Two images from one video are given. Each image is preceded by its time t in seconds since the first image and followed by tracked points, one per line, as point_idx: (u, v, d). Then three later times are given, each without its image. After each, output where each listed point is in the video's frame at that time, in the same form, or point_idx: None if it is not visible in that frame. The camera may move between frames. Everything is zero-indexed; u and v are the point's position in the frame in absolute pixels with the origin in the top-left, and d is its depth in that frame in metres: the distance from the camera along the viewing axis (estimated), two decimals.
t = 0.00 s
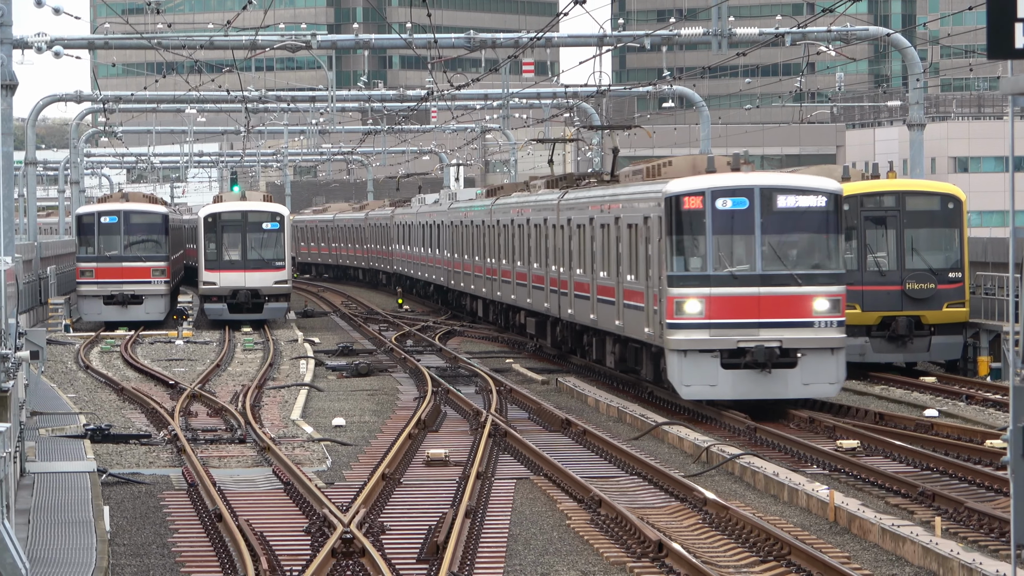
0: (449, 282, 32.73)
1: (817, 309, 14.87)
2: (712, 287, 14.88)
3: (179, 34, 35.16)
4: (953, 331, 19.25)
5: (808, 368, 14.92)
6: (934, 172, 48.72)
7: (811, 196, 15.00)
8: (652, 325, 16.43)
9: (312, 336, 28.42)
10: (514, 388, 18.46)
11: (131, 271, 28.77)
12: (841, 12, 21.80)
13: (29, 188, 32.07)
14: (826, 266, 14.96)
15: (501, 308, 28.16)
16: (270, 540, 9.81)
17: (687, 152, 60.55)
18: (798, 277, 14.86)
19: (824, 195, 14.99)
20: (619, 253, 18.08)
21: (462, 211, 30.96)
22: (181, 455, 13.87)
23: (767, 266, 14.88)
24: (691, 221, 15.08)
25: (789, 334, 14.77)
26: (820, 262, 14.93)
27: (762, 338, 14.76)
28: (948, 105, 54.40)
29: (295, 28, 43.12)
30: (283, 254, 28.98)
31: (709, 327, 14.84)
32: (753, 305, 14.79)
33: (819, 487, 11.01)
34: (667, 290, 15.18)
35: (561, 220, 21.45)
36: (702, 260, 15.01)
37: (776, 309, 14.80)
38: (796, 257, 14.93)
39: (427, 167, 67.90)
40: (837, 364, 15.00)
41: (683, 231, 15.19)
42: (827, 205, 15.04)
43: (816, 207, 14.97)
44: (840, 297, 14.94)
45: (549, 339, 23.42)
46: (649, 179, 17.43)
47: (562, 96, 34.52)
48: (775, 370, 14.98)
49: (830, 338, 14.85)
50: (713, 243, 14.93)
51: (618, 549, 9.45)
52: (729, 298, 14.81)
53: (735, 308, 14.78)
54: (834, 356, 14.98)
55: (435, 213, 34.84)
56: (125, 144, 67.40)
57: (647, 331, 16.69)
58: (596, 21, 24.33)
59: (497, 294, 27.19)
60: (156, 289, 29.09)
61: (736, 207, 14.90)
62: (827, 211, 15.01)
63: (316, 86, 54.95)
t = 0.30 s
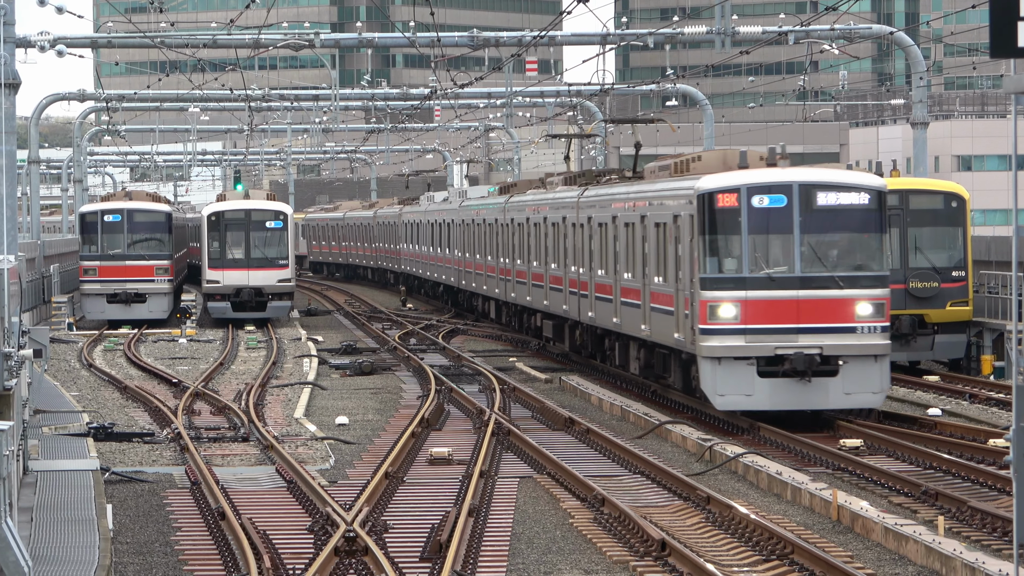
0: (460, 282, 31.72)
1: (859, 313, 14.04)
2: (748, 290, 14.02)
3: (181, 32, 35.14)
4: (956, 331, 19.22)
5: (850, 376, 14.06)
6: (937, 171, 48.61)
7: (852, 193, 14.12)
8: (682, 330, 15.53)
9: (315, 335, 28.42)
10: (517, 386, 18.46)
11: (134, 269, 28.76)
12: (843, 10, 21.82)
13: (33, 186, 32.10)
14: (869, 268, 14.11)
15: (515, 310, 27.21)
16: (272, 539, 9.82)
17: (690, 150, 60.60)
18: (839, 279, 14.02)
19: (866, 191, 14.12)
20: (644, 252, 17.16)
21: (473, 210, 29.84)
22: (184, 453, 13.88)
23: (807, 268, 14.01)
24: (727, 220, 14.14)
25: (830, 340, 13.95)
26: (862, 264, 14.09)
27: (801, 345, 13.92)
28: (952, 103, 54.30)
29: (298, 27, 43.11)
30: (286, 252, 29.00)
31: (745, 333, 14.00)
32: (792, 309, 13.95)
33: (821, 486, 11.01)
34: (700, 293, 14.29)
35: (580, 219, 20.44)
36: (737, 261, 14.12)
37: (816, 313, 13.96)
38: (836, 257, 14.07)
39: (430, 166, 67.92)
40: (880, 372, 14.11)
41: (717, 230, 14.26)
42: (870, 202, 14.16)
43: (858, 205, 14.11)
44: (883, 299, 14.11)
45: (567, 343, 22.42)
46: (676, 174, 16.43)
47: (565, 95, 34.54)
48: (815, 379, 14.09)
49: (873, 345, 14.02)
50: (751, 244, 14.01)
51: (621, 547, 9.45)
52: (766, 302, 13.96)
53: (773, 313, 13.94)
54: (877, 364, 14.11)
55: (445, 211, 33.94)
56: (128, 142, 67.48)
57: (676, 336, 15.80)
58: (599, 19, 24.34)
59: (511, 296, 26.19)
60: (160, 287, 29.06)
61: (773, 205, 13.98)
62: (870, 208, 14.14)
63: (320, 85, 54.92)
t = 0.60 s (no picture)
0: (471, 282, 30.88)
1: (907, 319, 13.11)
2: (788, 294, 13.04)
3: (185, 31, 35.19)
4: (958, 331, 19.18)
5: (898, 387, 13.08)
6: (940, 171, 48.58)
7: (899, 190, 13.20)
8: (715, 336, 14.49)
9: (318, 333, 28.41)
10: (520, 385, 18.47)
11: (138, 268, 28.75)
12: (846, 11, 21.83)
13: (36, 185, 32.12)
14: (916, 271, 13.18)
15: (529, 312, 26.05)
16: (274, 537, 9.83)
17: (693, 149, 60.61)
18: (885, 284, 13.10)
19: (915, 188, 13.20)
20: (672, 253, 16.20)
21: (484, 208, 29.32)
22: (187, 452, 13.88)
23: (851, 271, 13.07)
24: (765, 219, 13.15)
25: (875, 348, 13.00)
26: (909, 268, 13.17)
27: (844, 353, 12.98)
28: (955, 103, 54.28)
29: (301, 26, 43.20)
30: (289, 251, 29.02)
31: (784, 340, 13.03)
32: (833, 316, 13.01)
33: (825, 485, 10.99)
34: (735, 298, 13.29)
35: (601, 218, 19.53)
36: (777, 263, 13.13)
37: (860, 320, 13.04)
38: (882, 260, 13.14)
39: (433, 165, 67.98)
40: (930, 383, 13.13)
41: (754, 230, 13.26)
42: (918, 200, 13.23)
43: (905, 203, 13.19)
44: (931, 305, 13.18)
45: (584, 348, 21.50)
46: (706, 172, 15.47)
47: (568, 94, 34.56)
48: (859, 390, 13.11)
49: (921, 353, 13.05)
50: (791, 245, 13.04)
51: (623, 547, 9.44)
52: (807, 307, 13.00)
53: (815, 319, 12.98)
54: (926, 374, 13.14)
55: (456, 210, 33.19)
56: (131, 141, 67.61)
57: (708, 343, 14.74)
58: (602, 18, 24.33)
59: (525, 297, 25.25)
60: (163, 286, 29.09)
61: (815, 203, 13.03)
62: (918, 207, 13.22)
63: (323, 84, 54.96)
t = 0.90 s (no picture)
0: (481, 284, 30.78)
1: (959, 325, 12.24)
2: (832, 299, 12.20)
3: (188, 30, 35.17)
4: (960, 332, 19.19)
5: (950, 399, 12.27)
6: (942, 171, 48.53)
7: (951, 188, 12.37)
8: (750, 343, 13.63)
9: (319, 333, 28.39)
10: (522, 385, 18.44)
11: (140, 267, 28.76)
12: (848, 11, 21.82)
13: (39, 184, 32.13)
14: (970, 274, 12.32)
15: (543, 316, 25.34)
16: (275, 536, 9.84)
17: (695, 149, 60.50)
18: (937, 287, 12.24)
19: (968, 185, 12.37)
20: (702, 255, 15.40)
21: (494, 207, 29.29)
22: (188, 451, 13.87)
23: (900, 274, 12.23)
24: (807, 217, 12.30)
25: (926, 357, 12.14)
26: (962, 270, 12.31)
27: (892, 362, 12.13)
28: (957, 103, 54.21)
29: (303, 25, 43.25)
30: (291, 250, 29.00)
31: (828, 348, 12.17)
32: (881, 322, 12.16)
33: (826, 485, 10.99)
34: (776, 302, 12.43)
35: (622, 217, 18.83)
36: (820, 265, 12.28)
37: (910, 326, 12.17)
38: (932, 261, 12.30)
39: (435, 164, 68.03)
40: (983, 395, 12.30)
41: (795, 229, 12.40)
42: (972, 197, 12.39)
43: (957, 201, 12.35)
44: (986, 310, 12.30)
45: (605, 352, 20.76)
46: (741, 167, 14.70)
47: (570, 94, 34.55)
48: (907, 402, 12.29)
49: (974, 362, 12.20)
50: (835, 246, 12.21)
51: (625, 546, 9.43)
52: (853, 312, 12.16)
53: (861, 325, 12.14)
54: (980, 385, 12.30)
55: (466, 210, 33.12)
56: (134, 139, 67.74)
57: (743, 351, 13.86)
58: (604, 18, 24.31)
59: (539, 300, 24.63)
60: (165, 285, 29.11)
61: (860, 201, 12.21)
62: (972, 204, 12.37)
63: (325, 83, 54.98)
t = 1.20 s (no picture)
0: (491, 286, 30.73)
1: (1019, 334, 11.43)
2: (883, 306, 11.39)
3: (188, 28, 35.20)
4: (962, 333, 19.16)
5: (1008, 414, 11.49)
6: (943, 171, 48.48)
7: (1010, 186, 11.53)
8: (789, 352, 12.84)
9: (320, 331, 28.39)
10: (522, 385, 18.42)
11: (140, 265, 28.77)
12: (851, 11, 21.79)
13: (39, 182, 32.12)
14: None
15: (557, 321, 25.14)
16: (275, 535, 9.84)
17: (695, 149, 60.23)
18: (995, 293, 11.43)
19: None
20: (734, 257, 14.68)
21: (504, 206, 29.28)
22: (188, 450, 13.85)
23: (956, 279, 11.41)
24: (856, 218, 11.49)
25: (982, 369, 11.37)
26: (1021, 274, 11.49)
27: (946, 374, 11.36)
28: (958, 104, 54.17)
29: (304, 24, 43.31)
30: (292, 249, 28.96)
31: (878, 359, 11.37)
32: (933, 331, 11.38)
33: (826, 485, 11.00)
34: (822, 309, 11.62)
35: (647, 218, 18.35)
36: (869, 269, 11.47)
37: (966, 335, 11.39)
38: (990, 265, 11.48)
39: (436, 163, 68.17)
40: None
41: (841, 230, 11.60)
42: None
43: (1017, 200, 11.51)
44: None
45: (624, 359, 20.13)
46: (777, 163, 14.01)
47: (572, 93, 34.54)
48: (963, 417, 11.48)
49: None
50: (886, 249, 11.39)
51: (625, 546, 9.43)
52: (904, 320, 11.38)
53: (913, 334, 11.35)
54: None
55: (474, 209, 33.14)
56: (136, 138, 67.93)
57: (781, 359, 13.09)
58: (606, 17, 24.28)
59: (553, 303, 24.41)
60: (166, 283, 29.12)
61: (912, 199, 11.38)
62: None
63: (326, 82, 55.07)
